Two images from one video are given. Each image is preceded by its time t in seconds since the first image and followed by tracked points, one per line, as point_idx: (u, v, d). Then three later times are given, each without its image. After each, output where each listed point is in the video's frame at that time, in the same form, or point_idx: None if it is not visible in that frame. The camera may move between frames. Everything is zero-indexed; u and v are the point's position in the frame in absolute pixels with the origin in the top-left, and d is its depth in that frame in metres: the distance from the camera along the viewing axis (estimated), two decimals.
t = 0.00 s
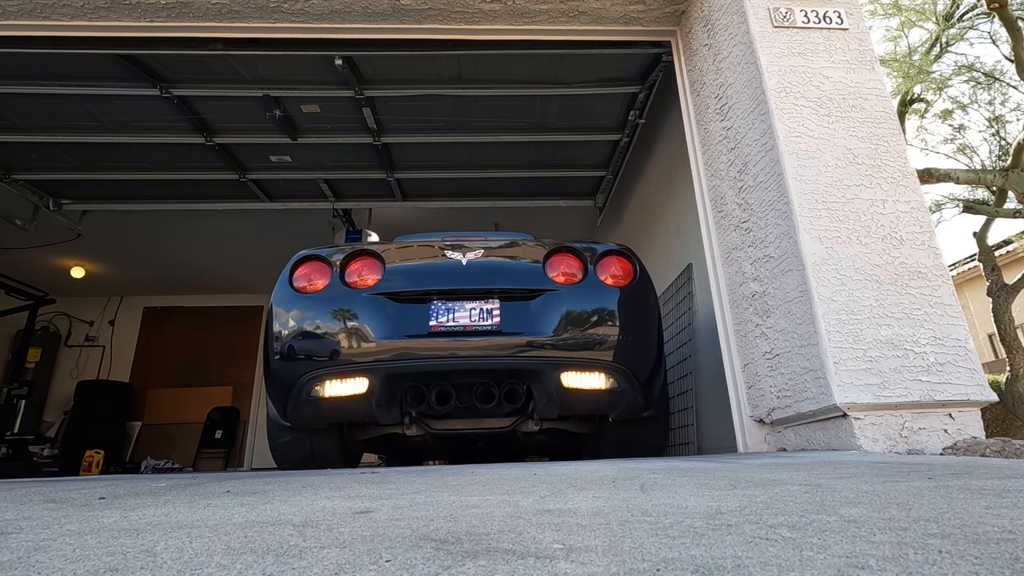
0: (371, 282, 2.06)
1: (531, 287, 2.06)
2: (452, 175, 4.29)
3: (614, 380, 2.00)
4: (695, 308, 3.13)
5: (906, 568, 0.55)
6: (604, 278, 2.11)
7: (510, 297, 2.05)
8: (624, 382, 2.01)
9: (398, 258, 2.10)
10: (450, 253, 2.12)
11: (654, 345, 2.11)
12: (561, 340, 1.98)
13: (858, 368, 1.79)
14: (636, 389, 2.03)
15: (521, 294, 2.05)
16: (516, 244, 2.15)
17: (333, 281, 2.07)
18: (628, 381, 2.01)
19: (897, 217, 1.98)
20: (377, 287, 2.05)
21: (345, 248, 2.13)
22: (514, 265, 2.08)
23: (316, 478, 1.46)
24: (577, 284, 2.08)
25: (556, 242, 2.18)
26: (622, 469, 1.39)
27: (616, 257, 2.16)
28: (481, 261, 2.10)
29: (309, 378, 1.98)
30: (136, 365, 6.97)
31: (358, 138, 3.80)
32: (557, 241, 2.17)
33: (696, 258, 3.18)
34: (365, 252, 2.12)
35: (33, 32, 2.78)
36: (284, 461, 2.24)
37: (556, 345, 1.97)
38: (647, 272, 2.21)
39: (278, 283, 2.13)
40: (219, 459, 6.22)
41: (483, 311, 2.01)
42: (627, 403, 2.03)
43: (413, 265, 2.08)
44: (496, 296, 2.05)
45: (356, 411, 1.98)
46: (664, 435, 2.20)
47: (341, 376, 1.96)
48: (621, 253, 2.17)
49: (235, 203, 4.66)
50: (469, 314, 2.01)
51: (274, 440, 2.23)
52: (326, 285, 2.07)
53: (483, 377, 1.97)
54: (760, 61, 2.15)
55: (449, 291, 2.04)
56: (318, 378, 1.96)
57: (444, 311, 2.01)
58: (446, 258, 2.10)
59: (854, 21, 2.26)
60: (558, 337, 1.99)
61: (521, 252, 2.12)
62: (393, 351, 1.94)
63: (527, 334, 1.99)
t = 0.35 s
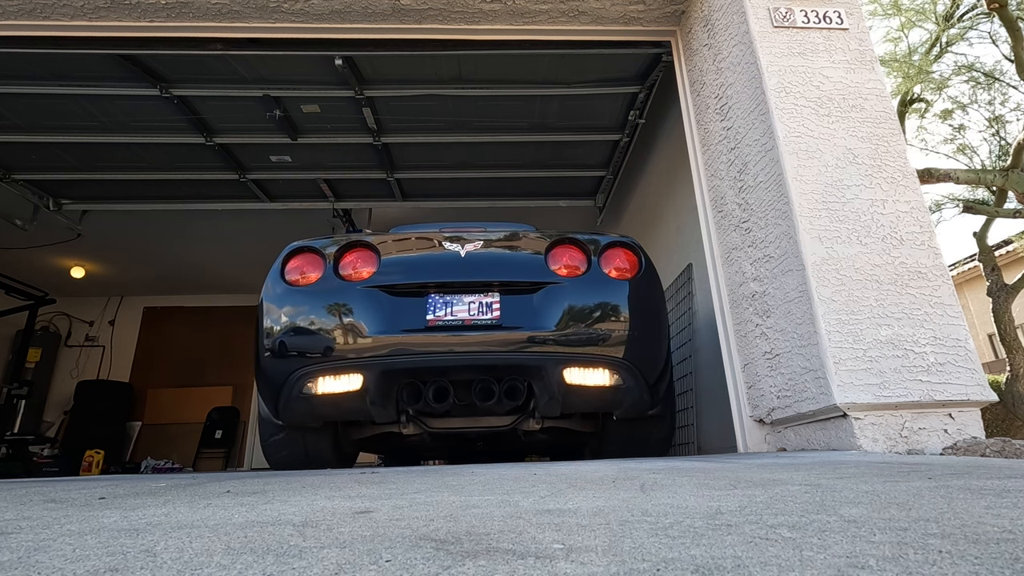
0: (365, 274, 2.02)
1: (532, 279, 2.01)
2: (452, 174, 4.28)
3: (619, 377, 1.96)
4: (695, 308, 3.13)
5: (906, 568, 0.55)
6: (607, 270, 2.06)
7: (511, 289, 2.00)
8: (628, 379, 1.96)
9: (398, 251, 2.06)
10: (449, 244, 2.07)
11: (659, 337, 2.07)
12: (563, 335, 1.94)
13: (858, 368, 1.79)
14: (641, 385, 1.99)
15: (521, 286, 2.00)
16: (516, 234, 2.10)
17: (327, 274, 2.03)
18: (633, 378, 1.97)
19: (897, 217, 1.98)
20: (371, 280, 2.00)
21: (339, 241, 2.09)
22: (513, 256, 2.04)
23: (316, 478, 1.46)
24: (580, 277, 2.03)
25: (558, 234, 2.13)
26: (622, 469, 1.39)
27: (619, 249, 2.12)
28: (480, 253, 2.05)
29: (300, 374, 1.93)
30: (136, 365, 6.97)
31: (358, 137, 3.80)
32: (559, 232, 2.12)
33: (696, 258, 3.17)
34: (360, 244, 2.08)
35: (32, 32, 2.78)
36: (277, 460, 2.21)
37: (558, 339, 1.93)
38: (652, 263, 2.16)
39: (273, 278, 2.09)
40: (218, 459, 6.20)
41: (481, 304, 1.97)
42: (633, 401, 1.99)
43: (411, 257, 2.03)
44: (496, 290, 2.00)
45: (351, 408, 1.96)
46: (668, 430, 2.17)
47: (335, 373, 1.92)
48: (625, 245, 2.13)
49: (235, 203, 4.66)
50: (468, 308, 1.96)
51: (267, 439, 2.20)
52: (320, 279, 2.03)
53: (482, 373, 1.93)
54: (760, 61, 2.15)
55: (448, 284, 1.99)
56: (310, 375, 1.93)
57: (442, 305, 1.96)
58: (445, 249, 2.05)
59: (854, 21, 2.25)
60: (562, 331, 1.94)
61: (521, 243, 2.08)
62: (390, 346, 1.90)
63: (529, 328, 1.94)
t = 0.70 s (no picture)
0: (359, 265, 1.92)
1: (534, 270, 1.92)
2: (452, 174, 4.29)
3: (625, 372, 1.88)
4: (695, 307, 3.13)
5: (906, 568, 0.55)
6: (613, 261, 1.97)
7: (512, 282, 1.91)
8: (635, 374, 1.89)
9: (394, 240, 1.96)
10: (448, 233, 1.97)
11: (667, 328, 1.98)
12: (566, 330, 1.85)
13: (858, 368, 1.79)
14: (648, 380, 1.92)
15: (522, 278, 1.91)
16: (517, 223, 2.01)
17: (318, 266, 1.93)
18: (640, 375, 1.89)
19: (897, 217, 1.98)
20: (365, 271, 1.90)
21: (330, 230, 1.98)
22: (514, 246, 1.95)
23: (316, 478, 1.46)
24: (585, 268, 1.94)
25: (562, 224, 2.04)
26: (622, 469, 1.39)
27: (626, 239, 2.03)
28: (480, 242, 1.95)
29: (290, 370, 1.84)
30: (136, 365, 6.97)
31: (358, 137, 3.80)
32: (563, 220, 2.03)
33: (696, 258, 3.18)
34: (353, 233, 1.98)
35: (32, 32, 2.78)
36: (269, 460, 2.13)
37: (561, 334, 1.83)
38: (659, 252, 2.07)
39: (261, 271, 1.97)
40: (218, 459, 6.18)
41: (481, 296, 1.88)
42: (637, 398, 1.93)
43: (407, 247, 1.94)
44: (497, 281, 1.91)
45: (344, 405, 1.87)
46: (675, 425, 2.11)
47: (327, 369, 1.83)
48: (631, 235, 2.04)
49: (235, 203, 4.66)
50: (467, 300, 1.88)
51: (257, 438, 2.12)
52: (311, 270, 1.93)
53: (480, 368, 1.84)
54: (760, 61, 2.15)
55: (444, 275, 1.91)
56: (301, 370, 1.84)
57: (440, 297, 1.87)
58: (442, 239, 1.96)
59: (854, 21, 2.26)
60: (566, 326, 1.85)
61: (522, 233, 1.99)
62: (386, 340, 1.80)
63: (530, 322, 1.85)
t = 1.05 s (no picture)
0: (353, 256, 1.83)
1: (537, 260, 1.83)
2: (453, 174, 4.29)
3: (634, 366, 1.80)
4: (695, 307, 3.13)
5: (906, 568, 0.55)
6: (619, 251, 1.88)
7: (512, 272, 1.82)
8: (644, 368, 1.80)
9: (389, 228, 1.87)
10: (445, 222, 1.89)
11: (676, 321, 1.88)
12: (570, 324, 1.76)
13: (858, 368, 1.79)
14: (657, 374, 1.83)
15: (524, 268, 1.82)
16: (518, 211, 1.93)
17: (309, 255, 1.83)
18: (649, 370, 1.81)
19: (897, 217, 1.98)
20: (358, 261, 1.81)
21: (322, 218, 1.89)
22: (514, 235, 1.86)
23: (316, 478, 1.46)
24: (589, 258, 1.85)
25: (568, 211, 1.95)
26: (622, 469, 1.39)
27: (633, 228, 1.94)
28: (479, 231, 1.86)
29: (279, 364, 1.75)
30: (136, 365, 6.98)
31: (358, 138, 3.80)
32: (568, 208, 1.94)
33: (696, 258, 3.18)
34: (346, 221, 1.89)
35: (33, 32, 2.78)
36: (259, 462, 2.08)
37: (564, 329, 1.75)
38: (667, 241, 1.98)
39: (249, 263, 1.87)
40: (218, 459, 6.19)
41: (480, 287, 1.79)
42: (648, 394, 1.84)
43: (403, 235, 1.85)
44: (496, 271, 1.82)
45: (334, 401, 1.79)
46: (684, 419, 2.04)
47: (318, 363, 1.75)
48: (638, 224, 1.95)
49: (235, 203, 4.67)
50: (465, 292, 1.78)
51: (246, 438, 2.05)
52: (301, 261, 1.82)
53: (479, 363, 1.78)
54: (760, 61, 2.15)
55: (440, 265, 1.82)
56: (289, 364, 1.75)
57: (437, 288, 1.78)
58: (439, 227, 1.87)
59: (854, 21, 2.25)
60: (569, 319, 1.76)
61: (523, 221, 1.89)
62: (380, 334, 1.73)
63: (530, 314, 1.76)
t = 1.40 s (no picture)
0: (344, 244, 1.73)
1: (539, 249, 1.74)
2: (453, 175, 4.29)
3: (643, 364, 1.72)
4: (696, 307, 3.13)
5: (906, 568, 0.55)
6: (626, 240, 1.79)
7: (513, 262, 1.73)
8: (652, 365, 1.72)
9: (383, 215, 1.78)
10: (441, 207, 1.80)
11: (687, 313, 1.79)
12: (574, 316, 1.66)
13: (858, 368, 1.79)
14: (665, 369, 1.75)
15: (525, 258, 1.73)
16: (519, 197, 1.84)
17: (298, 244, 1.73)
18: (657, 365, 1.73)
19: (897, 217, 1.98)
20: (350, 249, 1.72)
21: (312, 205, 1.79)
22: (515, 223, 1.77)
23: (316, 478, 1.45)
24: (594, 247, 1.76)
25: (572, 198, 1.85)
26: (622, 470, 1.39)
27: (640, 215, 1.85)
28: (477, 218, 1.77)
29: (268, 358, 1.67)
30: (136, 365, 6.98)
31: (358, 137, 3.80)
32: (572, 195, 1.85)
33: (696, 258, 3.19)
34: (339, 209, 1.80)
35: (32, 32, 2.79)
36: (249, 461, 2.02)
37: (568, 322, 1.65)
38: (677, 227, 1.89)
39: (237, 254, 1.77)
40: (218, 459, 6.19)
41: (480, 278, 1.70)
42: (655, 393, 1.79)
43: (397, 222, 1.76)
44: (497, 261, 1.73)
45: (327, 395, 1.71)
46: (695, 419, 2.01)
47: (308, 357, 1.66)
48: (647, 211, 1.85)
49: (236, 203, 4.67)
50: (463, 282, 1.69)
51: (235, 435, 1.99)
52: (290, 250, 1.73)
53: (479, 357, 1.68)
54: (760, 61, 2.15)
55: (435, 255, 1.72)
56: (278, 358, 1.67)
57: (433, 278, 1.69)
58: (436, 213, 1.78)
59: (854, 21, 2.26)
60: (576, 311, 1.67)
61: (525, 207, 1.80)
62: (373, 326, 1.63)
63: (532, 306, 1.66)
